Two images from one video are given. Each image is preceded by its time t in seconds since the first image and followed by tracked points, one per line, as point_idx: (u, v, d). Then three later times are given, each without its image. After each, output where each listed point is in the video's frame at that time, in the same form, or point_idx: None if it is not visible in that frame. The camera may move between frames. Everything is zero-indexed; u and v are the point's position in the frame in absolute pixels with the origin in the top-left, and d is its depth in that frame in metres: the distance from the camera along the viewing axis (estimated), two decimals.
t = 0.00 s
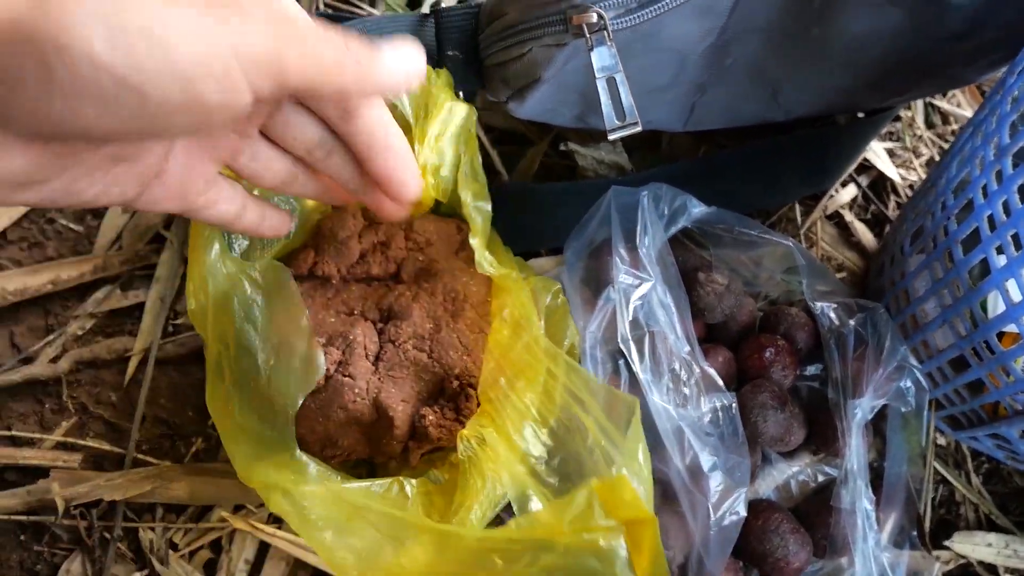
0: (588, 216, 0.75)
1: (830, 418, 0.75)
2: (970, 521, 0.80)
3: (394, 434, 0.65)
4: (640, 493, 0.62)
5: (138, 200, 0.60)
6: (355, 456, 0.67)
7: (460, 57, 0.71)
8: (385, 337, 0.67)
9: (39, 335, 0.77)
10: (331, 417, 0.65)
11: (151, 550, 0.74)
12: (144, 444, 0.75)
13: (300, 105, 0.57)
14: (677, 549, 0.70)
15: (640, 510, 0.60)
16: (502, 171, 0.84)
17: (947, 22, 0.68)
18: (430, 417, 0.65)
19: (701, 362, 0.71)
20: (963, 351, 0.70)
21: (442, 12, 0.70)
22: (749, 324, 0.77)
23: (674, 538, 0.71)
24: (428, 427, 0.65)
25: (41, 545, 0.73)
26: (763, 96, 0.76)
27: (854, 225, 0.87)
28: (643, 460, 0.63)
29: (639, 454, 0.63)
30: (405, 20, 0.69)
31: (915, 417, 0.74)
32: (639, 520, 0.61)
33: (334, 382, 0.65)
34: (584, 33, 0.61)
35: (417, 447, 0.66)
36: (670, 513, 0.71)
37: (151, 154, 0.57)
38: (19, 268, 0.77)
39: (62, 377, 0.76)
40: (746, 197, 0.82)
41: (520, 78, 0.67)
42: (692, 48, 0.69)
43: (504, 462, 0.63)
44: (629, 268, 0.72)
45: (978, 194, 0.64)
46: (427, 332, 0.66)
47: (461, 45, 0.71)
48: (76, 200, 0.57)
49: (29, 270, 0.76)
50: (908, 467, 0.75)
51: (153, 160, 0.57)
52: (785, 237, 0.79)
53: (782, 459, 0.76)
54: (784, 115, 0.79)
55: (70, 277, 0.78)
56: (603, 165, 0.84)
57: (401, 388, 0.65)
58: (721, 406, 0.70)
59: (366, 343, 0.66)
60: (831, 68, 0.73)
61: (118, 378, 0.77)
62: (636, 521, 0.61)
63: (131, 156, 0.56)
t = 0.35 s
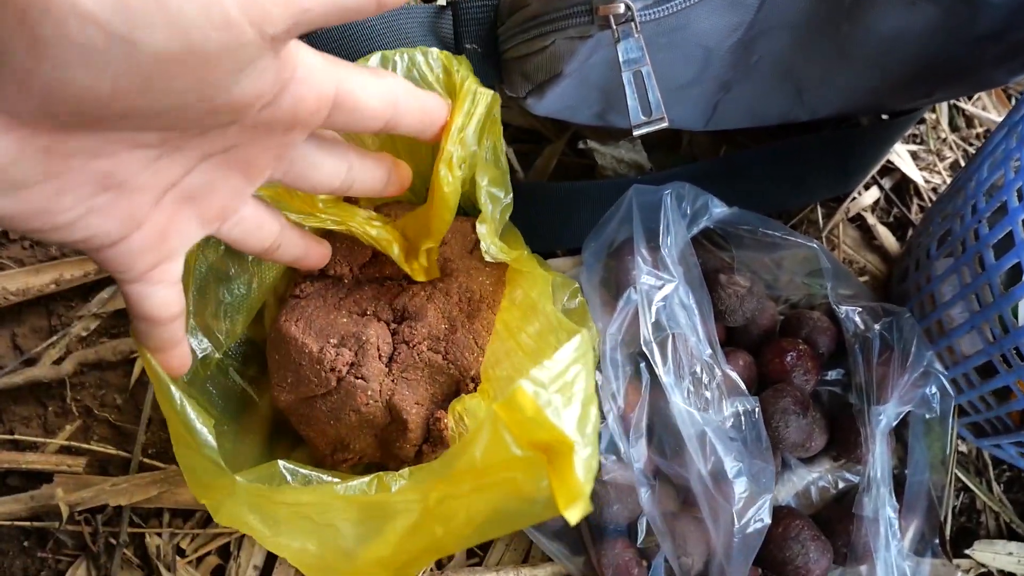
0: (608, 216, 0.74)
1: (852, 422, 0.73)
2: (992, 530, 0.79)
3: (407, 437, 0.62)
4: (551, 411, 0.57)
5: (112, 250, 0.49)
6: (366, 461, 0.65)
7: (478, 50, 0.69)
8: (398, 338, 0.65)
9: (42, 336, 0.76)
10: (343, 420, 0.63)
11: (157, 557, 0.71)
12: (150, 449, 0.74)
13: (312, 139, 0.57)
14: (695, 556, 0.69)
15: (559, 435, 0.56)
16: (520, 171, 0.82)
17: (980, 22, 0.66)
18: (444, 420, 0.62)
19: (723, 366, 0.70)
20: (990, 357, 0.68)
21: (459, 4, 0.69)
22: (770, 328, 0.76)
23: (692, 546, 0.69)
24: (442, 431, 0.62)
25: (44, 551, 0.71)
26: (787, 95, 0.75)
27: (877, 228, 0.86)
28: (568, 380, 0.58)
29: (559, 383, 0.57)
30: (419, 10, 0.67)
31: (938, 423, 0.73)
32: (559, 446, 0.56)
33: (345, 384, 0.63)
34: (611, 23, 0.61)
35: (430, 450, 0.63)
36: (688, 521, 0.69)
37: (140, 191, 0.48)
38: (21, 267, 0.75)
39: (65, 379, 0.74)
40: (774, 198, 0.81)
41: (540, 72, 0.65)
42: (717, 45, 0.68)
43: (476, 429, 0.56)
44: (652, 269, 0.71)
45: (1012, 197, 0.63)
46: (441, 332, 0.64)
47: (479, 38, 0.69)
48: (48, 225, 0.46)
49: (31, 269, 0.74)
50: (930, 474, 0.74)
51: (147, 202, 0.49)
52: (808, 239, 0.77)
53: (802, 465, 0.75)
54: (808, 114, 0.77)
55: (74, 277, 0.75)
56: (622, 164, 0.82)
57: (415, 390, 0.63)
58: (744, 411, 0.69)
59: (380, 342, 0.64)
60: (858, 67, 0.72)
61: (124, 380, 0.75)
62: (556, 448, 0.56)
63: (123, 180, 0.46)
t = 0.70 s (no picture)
0: (596, 175, 0.74)
1: (834, 386, 0.74)
2: (967, 493, 0.80)
3: (392, 392, 0.63)
4: (562, 368, 0.56)
5: (95, 152, 0.51)
6: (351, 416, 0.66)
7: (467, 6, 0.68)
8: (384, 293, 0.64)
9: (25, 288, 0.75)
10: (327, 373, 0.63)
11: (141, 508, 0.72)
12: (134, 402, 0.74)
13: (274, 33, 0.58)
14: (676, 514, 0.70)
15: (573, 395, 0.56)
16: (508, 130, 0.82)
17: None
18: (430, 375, 0.63)
19: (706, 326, 0.70)
20: (971, 322, 0.69)
21: None
22: (754, 291, 0.76)
23: (673, 503, 0.70)
24: (428, 386, 0.63)
25: (28, 502, 0.71)
26: (777, 59, 0.75)
27: (863, 193, 0.86)
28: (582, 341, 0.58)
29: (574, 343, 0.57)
30: None
31: (919, 387, 0.74)
32: (571, 404, 0.56)
33: (330, 337, 0.63)
34: None
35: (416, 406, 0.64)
36: (671, 480, 0.70)
37: (114, 85, 0.51)
38: (3, 219, 0.74)
39: (49, 331, 0.74)
40: (763, 161, 0.81)
41: (529, 28, 0.66)
42: (707, 4, 0.68)
43: (490, 383, 0.57)
44: (638, 228, 0.71)
45: (998, 161, 0.63)
46: (428, 287, 0.64)
47: None
48: (29, 126, 0.48)
49: (13, 221, 0.73)
50: (909, 437, 0.75)
51: (123, 95, 0.51)
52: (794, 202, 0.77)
53: (783, 427, 0.75)
54: (798, 78, 0.77)
55: (57, 229, 0.74)
56: (610, 124, 0.82)
57: (400, 344, 0.64)
58: (727, 370, 0.70)
59: (365, 296, 0.64)
60: (847, 29, 0.71)
61: (108, 333, 0.75)
62: (568, 406, 0.56)
63: (96, 74, 0.50)
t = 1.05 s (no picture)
0: (598, 164, 0.74)
1: (832, 376, 0.74)
2: (964, 485, 0.81)
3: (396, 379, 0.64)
4: (553, 251, 0.60)
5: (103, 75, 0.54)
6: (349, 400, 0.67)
7: None
8: (386, 280, 0.65)
9: (28, 272, 0.75)
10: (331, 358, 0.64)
11: (142, 492, 0.72)
12: (136, 386, 0.74)
13: None
14: (675, 502, 0.70)
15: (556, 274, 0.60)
16: (510, 119, 0.83)
17: None
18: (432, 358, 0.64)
19: (707, 314, 0.71)
20: (970, 313, 0.69)
21: None
22: (755, 282, 0.76)
23: (672, 491, 0.70)
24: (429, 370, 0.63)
25: (30, 485, 0.71)
26: (780, 51, 0.75)
27: (863, 185, 0.87)
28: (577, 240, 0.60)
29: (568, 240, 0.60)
30: None
31: (917, 379, 0.74)
32: (556, 288, 0.61)
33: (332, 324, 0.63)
34: None
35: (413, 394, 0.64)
36: (670, 468, 0.70)
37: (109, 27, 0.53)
38: (7, 202, 0.74)
39: (51, 315, 0.74)
40: (765, 150, 0.82)
41: (534, 15, 0.65)
42: None
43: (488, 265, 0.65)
44: (641, 216, 0.72)
45: (999, 153, 0.64)
46: (429, 275, 0.64)
47: None
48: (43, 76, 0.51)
49: (18, 204, 0.73)
50: (907, 429, 0.75)
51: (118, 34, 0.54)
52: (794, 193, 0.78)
53: (782, 417, 0.75)
54: (800, 71, 0.78)
55: (61, 214, 0.74)
56: (613, 114, 0.81)
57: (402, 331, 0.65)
58: (727, 357, 0.70)
59: (368, 283, 0.64)
60: (849, 22, 0.72)
61: (111, 318, 0.76)
62: (553, 290, 0.61)
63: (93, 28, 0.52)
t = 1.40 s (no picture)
0: (595, 168, 0.75)
1: (828, 378, 0.74)
2: (960, 486, 0.81)
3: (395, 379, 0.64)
4: (505, 284, 0.54)
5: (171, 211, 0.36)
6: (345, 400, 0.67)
7: None
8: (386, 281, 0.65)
9: (28, 274, 0.76)
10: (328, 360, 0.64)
11: (141, 494, 0.72)
12: (135, 388, 0.74)
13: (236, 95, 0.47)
14: (672, 504, 0.70)
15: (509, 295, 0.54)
16: (508, 123, 0.83)
17: None
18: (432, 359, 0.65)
19: (703, 317, 0.71)
20: (964, 315, 0.70)
21: None
22: (751, 285, 0.77)
23: (669, 492, 0.70)
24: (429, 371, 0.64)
25: (29, 486, 0.72)
26: (776, 55, 0.76)
27: (858, 189, 0.87)
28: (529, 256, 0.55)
29: (520, 260, 0.54)
30: None
31: (912, 381, 0.75)
32: (512, 317, 0.55)
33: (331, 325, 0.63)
34: None
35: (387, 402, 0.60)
36: (666, 470, 0.70)
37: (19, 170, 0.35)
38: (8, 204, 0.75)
39: (51, 316, 0.75)
40: (760, 156, 0.82)
41: (533, 20, 0.66)
42: None
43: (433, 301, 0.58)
44: (637, 219, 0.72)
45: (990, 156, 0.65)
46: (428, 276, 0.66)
47: None
48: None
49: (19, 206, 0.74)
50: (903, 430, 0.75)
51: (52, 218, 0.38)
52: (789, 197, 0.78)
53: (778, 419, 0.76)
54: (795, 74, 0.79)
55: (61, 215, 0.75)
56: (610, 119, 0.82)
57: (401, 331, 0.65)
58: (724, 360, 0.71)
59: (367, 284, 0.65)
60: (844, 27, 0.72)
61: (110, 320, 0.76)
62: (510, 319, 0.55)
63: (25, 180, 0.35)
